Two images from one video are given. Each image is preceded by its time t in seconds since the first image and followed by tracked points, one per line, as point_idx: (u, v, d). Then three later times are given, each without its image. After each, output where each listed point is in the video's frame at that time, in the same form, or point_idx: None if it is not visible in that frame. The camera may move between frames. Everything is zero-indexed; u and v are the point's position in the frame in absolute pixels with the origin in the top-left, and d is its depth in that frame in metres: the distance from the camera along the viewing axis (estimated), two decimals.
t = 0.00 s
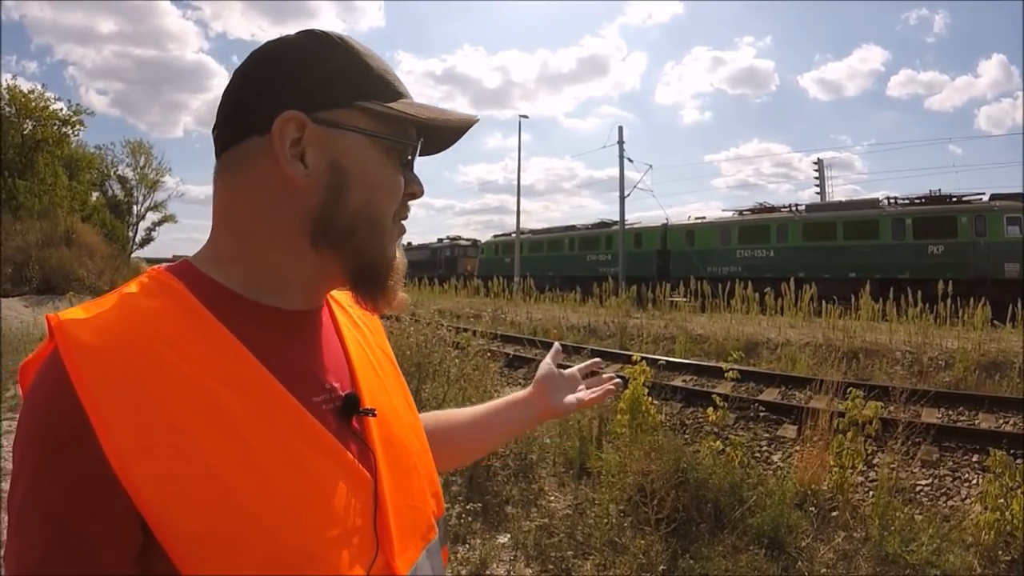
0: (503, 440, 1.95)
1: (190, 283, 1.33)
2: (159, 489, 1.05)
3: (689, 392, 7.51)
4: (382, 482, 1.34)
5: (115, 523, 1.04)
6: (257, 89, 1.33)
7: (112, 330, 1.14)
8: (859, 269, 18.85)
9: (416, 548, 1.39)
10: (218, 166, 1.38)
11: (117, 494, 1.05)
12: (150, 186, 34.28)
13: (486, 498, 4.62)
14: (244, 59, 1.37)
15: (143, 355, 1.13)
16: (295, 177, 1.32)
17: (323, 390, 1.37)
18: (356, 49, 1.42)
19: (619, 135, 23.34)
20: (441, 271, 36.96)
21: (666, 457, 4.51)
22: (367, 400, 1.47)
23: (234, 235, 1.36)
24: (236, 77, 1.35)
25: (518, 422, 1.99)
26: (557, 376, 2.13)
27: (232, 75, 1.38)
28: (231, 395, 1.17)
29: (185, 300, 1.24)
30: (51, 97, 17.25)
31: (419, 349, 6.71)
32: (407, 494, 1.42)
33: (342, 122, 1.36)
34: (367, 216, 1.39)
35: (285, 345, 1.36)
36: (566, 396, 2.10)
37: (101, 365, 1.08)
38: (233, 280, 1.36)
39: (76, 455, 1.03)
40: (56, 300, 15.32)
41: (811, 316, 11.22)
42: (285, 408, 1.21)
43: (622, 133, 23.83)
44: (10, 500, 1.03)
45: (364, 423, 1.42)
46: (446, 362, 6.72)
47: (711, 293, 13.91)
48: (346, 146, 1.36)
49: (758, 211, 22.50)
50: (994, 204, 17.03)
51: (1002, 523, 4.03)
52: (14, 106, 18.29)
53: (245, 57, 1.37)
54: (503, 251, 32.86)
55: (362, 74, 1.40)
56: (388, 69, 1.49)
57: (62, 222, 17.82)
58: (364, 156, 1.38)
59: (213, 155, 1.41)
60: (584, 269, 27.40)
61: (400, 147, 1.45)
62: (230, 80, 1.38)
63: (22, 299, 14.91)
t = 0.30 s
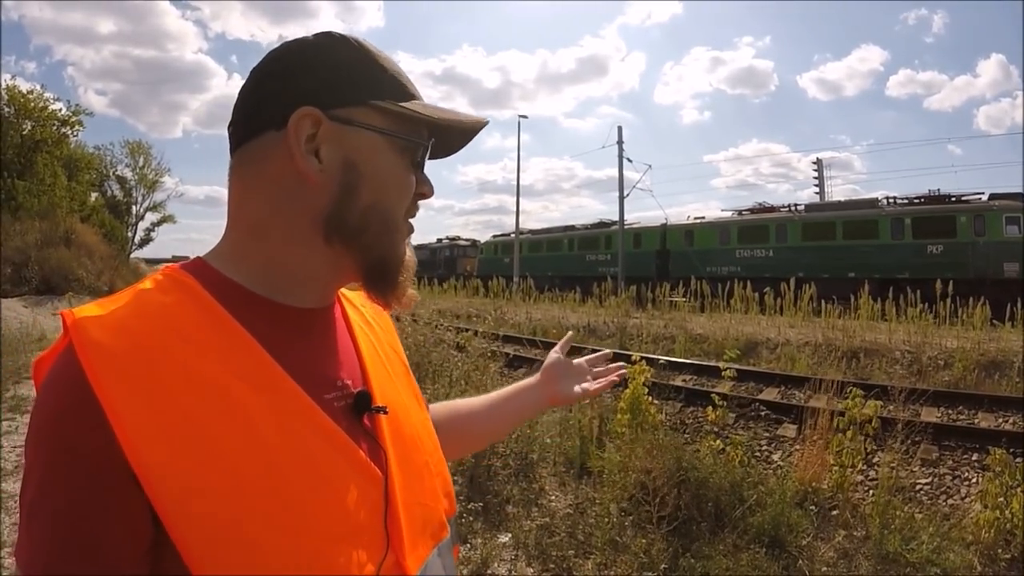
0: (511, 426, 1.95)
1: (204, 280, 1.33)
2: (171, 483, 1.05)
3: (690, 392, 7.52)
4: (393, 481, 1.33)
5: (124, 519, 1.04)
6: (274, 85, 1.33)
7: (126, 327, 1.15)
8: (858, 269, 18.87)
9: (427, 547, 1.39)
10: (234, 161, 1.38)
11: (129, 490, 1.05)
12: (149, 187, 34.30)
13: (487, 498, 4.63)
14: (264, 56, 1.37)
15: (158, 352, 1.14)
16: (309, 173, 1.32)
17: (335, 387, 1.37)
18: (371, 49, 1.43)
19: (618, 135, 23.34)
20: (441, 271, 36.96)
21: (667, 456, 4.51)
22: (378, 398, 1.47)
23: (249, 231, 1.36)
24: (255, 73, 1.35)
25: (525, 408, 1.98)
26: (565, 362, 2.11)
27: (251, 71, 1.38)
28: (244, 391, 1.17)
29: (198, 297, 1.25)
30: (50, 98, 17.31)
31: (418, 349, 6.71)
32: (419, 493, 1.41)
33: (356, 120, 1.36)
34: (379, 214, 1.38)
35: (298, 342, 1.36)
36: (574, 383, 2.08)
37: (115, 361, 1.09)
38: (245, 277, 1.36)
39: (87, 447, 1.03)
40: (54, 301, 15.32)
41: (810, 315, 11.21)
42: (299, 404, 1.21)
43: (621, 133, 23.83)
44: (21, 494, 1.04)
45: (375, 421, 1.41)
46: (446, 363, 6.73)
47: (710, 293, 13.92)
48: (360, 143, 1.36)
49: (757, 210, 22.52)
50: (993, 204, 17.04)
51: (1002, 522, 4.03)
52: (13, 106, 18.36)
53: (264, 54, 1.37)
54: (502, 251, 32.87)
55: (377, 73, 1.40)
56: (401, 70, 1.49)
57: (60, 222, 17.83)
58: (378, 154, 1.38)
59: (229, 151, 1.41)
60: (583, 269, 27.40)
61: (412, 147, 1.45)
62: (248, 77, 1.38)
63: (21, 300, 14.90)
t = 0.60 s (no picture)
0: (516, 442, 1.94)
1: (210, 284, 1.34)
2: (172, 484, 1.06)
3: (690, 392, 7.51)
4: (398, 485, 1.32)
5: (128, 520, 1.05)
6: (271, 88, 1.35)
7: (131, 331, 1.16)
8: (858, 269, 18.87)
9: (432, 553, 1.38)
10: (237, 165, 1.41)
11: (132, 491, 1.06)
12: (149, 186, 34.33)
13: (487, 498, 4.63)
14: (269, 60, 1.39)
15: (163, 355, 1.15)
16: (296, 179, 1.33)
17: (340, 391, 1.36)
18: (366, 47, 1.40)
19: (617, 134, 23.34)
20: (441, 271, 36.96)
21: (668, 456, 4.52)
22: (384, 402, 1.47)
23: (247, 232, 1.38)
24: (256, 78, 1.37)
25: (535, 426, 1.99)
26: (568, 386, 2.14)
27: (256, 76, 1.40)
28: (248, 394, 1.17)
29: (203, 302, 1.26)
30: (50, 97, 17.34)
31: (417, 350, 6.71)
32: (425, 498, 1.40)
33: (345, 121, 1.34)
34: (368, 216, 1.35)
35: (302, 345, 1.36)
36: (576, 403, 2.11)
37: (120, 364, 1.10)
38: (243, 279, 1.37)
39: (91, 451, 1.04)
40: (54, 301, 15.34)
41: (810, 315, 11.21)
42: (302, 407, 1.21)
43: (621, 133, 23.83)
44: (29, 493, 1.05)
45: (380, 425, 1.41)
46: (446, 363, 6.72)
47: (710, 293, 13.93)
48: (348, 144, 1.34)
49: (757, 210, 22.52)
50: (993, 204, 17.04)
51: (1001, 522, 4.03)
52: (13, 105, 18.39)
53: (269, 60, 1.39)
54: (502, 251, 32.89)
55: (369, 71, 1.37)
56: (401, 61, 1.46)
57: (60, 222, 17.84)
58: (366, 154, 1.35)
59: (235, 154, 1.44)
60: (583, 268, 27.40)
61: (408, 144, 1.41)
62: (254, 81, 1.40)
63: (20, 300, 14.90)
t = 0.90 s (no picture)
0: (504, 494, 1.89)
1: (231, 290, 1.37)
2: (189, 477, 1.05)
3: (690, 393, 7.52)
4: (411, 492, 1.32)
5: (150, 514, 1.04)
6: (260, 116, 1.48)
7: (157, 335, 1.18)
8: (857, 270, 18.90)
9: (443, 561, 1.37)
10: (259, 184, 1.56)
11: (154, 488, 1.05)
12: (147, 187, 34.33)
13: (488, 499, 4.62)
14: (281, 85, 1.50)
15: (185, 359, 1.16)
16: (252, 199, 1.43)
17: (355, 400, 1.37)
18: (306, 54, 1.39)
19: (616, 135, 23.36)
20: (440, 272, 36.99)
21: (668, 459, 4.52)
22: (398, 412, 1.47)
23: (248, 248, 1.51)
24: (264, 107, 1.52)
25: (521, 478, 1.94)
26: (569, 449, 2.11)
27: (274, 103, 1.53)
28: (270, 398, 1.18)
29: (226, 309, 1.27)
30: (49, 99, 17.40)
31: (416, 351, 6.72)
32: (436, 508, 1.39)
33: (272, 138, 1.37)
34: (283, 233, 1.33)
35: (318, 357, 1.36)
36: (574, 471, 2.07)
37: (148, 363, 1.11)
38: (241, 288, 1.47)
39: (114, 441, 1.04)
40: (53, 301, 15.34)
41: (809, 316, 11.23)
42: (321, 413, 1.22)
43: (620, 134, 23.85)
44: (48, 486, 1.05)
45: (395, 434, 1.41)
46: (445, 364, 6.73)
47: (709, 293, 13.95)
48: (272, 160, 1.35)
49: (757, 211, 22.55)
50: (992, 205, 17.07)
51: (1001, 523, 4.04)
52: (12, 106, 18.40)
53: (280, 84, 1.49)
54: (501, 252, 32.90)
55: (291, 82, 1.36)
56: (347, 57, 1.37)
57: (59, 223, 17.84)
58: (279, 167, 1.34)
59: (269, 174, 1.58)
60: (582, 269, 27.41)
61: (327, 154, 1.32)
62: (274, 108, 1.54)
63: (19, 300, 14.90)
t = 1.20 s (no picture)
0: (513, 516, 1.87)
1: (251, 296, 1.37)
2: (209, 482, 1.05)
3: (690, 393, 7.52)
4: (426, 499, 1.33)
5: (168, 518, 1.04)
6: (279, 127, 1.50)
7: (176, 339, 1.18)
8: (856, 270, 18.93)
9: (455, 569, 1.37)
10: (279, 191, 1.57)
11: (174, 492, 1.05)
12: (146, 187, 34.32)
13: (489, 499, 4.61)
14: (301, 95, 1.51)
15: (205, 363, 1.16)
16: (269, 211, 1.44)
17: (371, 408, 1.38)
18: (322, 67, 1.39)
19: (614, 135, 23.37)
20: (438, 272, 36.99)
21: (669, 459, 4.53)
22: (414, 419, 1.48)
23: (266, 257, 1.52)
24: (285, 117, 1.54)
25: (533, 501, 1.91)
26: (589, 474, 2.04)
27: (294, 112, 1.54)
28: (289, 405, 1.19)
29: (246, 315, 1.28)
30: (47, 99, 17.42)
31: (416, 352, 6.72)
32: (449, 515, 1.40)
33: (287, 152, 1.38)
34: (294, 250, 1.33)
35: (335, 364, 1.37)
36: (595, 499, 2.02)
37: (168, 368, 1.11)
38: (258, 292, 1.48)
39: (133, 443, 1.04)
40: (52, 302, 15.35)
41: (808, 317, 11.24)
42: (340, 420, 1.23)
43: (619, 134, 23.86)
44: (66, 487, 1.04)
45: (410, 441, 1.42)
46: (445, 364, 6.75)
47: (708, 294, 13.97)
48: (286, 175, 1.36)
49: (755, 211, 22.56)
50: (990, 205, 17.09)
51: (1000, 523, 4.05)
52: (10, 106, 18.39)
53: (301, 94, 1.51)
54: (500, 252, 32.91)
55: (306, 97, 1.36)
56: (359, 69, 1.37)
57: (58, 223, 17.85)
58: (292, 183, 1.34)
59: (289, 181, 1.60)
60: (581, 270, 27.42)
61: (337, 172, 1.32)
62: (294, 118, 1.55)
63: (18, 300, 14.90)
